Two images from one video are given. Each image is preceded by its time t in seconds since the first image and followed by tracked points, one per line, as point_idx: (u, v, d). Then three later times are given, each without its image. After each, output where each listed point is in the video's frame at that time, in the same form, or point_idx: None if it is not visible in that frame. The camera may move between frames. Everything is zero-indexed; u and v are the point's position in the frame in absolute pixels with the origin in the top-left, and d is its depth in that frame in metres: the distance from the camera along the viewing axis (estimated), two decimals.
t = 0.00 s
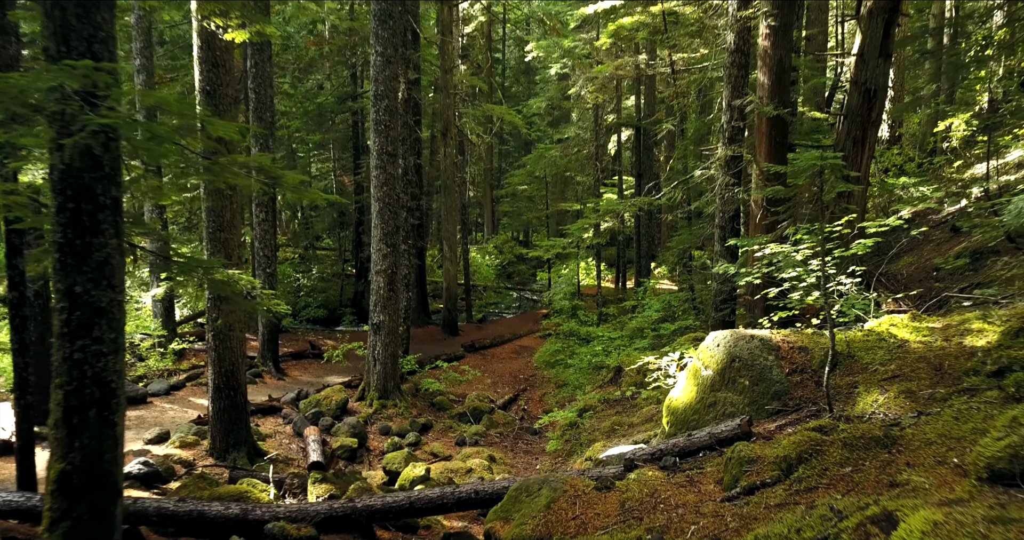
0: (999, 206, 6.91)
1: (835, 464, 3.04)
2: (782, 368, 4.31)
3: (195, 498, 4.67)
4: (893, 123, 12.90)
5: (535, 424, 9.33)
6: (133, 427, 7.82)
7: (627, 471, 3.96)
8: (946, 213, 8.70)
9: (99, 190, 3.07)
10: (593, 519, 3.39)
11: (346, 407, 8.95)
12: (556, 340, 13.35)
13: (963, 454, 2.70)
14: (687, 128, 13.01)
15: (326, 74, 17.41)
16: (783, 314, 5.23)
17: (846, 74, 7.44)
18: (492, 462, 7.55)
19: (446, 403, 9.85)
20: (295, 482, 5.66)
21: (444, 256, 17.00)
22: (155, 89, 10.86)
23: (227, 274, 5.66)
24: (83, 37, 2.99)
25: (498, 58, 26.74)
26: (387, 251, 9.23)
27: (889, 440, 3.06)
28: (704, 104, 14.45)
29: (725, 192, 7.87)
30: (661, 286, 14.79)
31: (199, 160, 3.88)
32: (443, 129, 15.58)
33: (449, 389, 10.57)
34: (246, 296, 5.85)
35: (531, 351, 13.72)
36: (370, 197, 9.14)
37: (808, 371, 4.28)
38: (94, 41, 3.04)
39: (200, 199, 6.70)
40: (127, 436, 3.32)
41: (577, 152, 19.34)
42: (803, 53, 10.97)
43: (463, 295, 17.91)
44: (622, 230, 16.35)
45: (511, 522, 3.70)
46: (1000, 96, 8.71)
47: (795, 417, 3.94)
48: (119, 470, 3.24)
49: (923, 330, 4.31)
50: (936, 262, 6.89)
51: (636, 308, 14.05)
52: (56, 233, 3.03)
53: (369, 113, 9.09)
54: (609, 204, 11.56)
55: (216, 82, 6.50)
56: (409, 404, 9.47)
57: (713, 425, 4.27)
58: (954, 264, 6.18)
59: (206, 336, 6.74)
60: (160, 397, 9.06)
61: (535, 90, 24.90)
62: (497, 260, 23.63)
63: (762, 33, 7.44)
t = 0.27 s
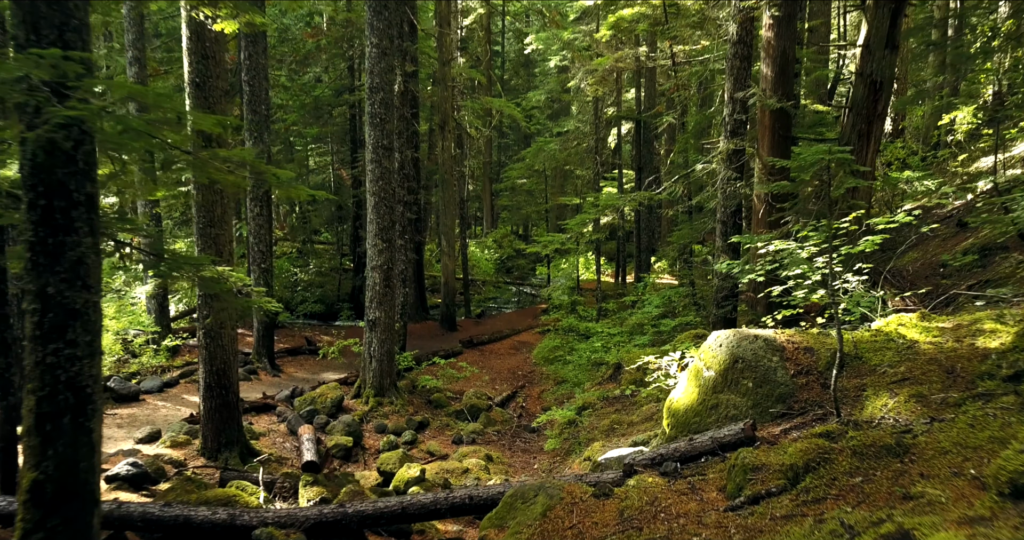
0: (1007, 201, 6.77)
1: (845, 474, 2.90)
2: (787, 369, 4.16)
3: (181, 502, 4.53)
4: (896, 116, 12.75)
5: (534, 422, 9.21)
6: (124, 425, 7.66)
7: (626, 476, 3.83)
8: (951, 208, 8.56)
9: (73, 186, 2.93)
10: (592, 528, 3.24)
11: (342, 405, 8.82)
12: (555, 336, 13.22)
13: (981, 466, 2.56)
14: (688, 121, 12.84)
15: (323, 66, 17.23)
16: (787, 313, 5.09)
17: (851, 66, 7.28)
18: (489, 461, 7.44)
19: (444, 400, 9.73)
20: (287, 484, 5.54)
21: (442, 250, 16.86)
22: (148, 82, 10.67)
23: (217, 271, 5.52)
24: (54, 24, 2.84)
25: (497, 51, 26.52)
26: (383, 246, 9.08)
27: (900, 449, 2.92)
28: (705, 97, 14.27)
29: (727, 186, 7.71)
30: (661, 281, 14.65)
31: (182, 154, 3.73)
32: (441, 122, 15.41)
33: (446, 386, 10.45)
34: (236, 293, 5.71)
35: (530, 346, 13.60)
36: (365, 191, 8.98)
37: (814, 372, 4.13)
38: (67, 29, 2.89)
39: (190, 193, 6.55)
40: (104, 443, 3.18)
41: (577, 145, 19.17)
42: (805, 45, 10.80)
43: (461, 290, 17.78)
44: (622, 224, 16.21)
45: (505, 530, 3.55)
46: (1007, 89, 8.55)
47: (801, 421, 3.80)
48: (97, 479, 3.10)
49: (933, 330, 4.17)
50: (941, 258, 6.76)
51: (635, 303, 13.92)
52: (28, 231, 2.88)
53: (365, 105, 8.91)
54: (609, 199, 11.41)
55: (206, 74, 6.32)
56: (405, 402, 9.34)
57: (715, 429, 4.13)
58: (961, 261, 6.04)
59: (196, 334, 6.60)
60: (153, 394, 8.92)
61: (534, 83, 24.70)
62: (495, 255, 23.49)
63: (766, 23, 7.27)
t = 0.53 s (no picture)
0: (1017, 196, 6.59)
1: (857, 488, 2.73)
2: (793, 372, 3.99)
3: (163, 509, 4.36)
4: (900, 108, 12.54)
5: (532, 420, 9.06)
6: (114, 425, 7.53)
7: (626, 485, 3.67)
8: (957, 202, 8.39)
9: (37, 182, 2.75)
10: None
11: (336, 404, 8.67)
12: (554, 331, 13.07)
13: (1004, 481, 2.40)
14: (689, 113, 12.64)
15: (319, 58, 17.00)
16: (791, 312, 4.92)
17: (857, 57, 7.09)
18: (485, 462, 7.29)
19: (440, 398, 9.58)
20: (276, 488, 5.38)
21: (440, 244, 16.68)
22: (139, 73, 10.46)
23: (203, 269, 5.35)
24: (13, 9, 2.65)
25: (496, 42, 26.26)
26: (377, 242, 8.90)
27: (916, 461, 2.75)
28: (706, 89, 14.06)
29: (729, 180, 7.51)
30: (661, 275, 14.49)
31: (161, 147, 3.55)
32: (439, 115, 15.20)
33: (443, 383, 10.30)
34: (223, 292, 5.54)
35: (528, 342, 13.45)
36: (359, 185, 8.80)
37: (821, 375, 3.96)
38: (28, 14, 2.70)
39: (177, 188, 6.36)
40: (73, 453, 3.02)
41: (576, 138, 18.96)
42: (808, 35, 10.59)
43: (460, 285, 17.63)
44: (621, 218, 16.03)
45: None
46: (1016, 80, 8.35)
47: (807, 427, 3.63)
48: (65, 491, 2.94)
49: (945, 331, 3.99)
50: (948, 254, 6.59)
51: (635, 298, 13.76)
52: None
53: (359, 97, 8.70)
54: (608, 193, 11.22)
55: (193, 64, 6.11)
56: (401, 400, 9.19)
57: (718, 433, 3.97)
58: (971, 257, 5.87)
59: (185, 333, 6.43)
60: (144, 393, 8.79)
61: (534, 75, 24.47)
62: (495, 249, 23.33)
63: (770, 13, 7.07)
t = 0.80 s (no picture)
0: None
1: (868, 502, 2.59)
2: (799, 376, 3.85)
3: (147, 515, 4.21)
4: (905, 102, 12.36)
5: (530, 419, 8.93)
6: (104, 425, 7.42)
7: (625, 493, 3.54)
8: (963, 197, 8.23)
9: (4, 180, 2.61)
10: None
11: (332, 403, 8.54)
12: (553, 328, 12.93)
13: None
14: (690, 107, 12.46)
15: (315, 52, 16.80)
16: (796, 312, 4.78)
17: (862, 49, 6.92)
18: (482, 463, 7.16)
19: (438, 396, 9.45)
20: (266, 492, 5.26)
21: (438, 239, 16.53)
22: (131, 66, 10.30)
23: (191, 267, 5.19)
24: None
25: (495, 35, 26.02)
26: (373, 238, 8.74)
27: (931, 474, 2.61)
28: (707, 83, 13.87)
29: (731, 175, 7.36)
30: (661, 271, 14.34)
31: (136, 142, 3.40)
32: (437, 109, 15.01)
33: (441, 381, 10.16)
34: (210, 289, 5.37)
35: (527, 339, 13.32)
36: (354, 180, 8.63)
37: (828, 379, 3.82)
38: None
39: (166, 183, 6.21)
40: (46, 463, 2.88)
41: (576, 132, 18.78)
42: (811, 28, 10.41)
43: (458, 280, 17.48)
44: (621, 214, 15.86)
45: None
46: None
47: (814, 433, 3.50)
48: (37, 504, 2.80)
49: (956, 334, 3.85)
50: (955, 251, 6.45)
51: (635, 294, 13.61)
52: None
53: (354, 91, 8.52)
54: (608, 188, 11.06)
55: (181, 56, 5.94)
56: (398, 398, 9.06)
57: (721, 438, 3.83)
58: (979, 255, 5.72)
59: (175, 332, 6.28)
60: (136, 392, 8.67)
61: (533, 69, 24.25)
62: (494, 244, 23.17)
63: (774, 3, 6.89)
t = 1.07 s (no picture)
0: None
1: (882, 519, 2.45)
2: (805, 381, 3.70)
3: (131, 523, 4.08)
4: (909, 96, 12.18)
5: (529, 418, 8.80)
6: (95, 425, 7.29)
7: (624, 504, 3.41)
8: (969, 194, 8.08)
9: None
10: None
11: (327, 402, 8.40)
12: (552, 325, 12.81)
13: None
14: (692, 101, 12.28)
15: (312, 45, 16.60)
16: (801, 312, 4.63)
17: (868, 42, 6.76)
18: (480, 464, 7.03)
19: (435, 395, 9.32)
20: (255, 498, 5.25)
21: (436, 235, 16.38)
22: (123, 59, 10.13)
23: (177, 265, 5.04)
24: None
25: (495, 28, 25.78)
26: (369, 235, 8.59)
27: (948, 489, 2.47)
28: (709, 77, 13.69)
29: (734, 171, 7.20)
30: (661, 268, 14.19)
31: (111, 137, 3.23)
32: (435, 103, 14.83)
33: (438, 379, 10.03)
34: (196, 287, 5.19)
35: (526, 336, 13.19)
36: (350, 176, 8.47)
37: (837, 384, 3.67)
38: None
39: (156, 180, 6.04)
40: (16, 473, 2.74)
41: (576, 127, 18.60)
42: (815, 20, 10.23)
43: (456, 276, 17.35)
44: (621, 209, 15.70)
45: None
46: None
47: (821, 441, 3.36)
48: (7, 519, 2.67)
49: (969, 337, 3.70)
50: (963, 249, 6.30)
51: (635, 291, 13.48)
52: None
53: (349, 85, 8.35)
54: (608, 183, 10.91)
55: (170, 49, 5.77)
56: (394, 398, 8.92)
57: (724, 445, 3.70)
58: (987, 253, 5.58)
59: (164, 331, 6.14)
60: (129, 392, 8.54)
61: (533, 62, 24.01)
62: (493, 239, 23.02)
63: None
